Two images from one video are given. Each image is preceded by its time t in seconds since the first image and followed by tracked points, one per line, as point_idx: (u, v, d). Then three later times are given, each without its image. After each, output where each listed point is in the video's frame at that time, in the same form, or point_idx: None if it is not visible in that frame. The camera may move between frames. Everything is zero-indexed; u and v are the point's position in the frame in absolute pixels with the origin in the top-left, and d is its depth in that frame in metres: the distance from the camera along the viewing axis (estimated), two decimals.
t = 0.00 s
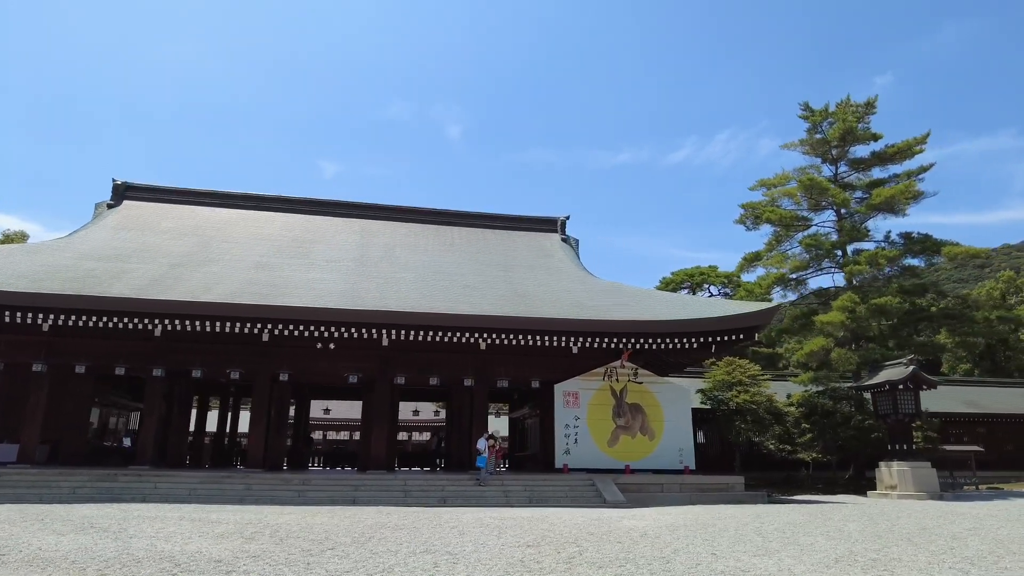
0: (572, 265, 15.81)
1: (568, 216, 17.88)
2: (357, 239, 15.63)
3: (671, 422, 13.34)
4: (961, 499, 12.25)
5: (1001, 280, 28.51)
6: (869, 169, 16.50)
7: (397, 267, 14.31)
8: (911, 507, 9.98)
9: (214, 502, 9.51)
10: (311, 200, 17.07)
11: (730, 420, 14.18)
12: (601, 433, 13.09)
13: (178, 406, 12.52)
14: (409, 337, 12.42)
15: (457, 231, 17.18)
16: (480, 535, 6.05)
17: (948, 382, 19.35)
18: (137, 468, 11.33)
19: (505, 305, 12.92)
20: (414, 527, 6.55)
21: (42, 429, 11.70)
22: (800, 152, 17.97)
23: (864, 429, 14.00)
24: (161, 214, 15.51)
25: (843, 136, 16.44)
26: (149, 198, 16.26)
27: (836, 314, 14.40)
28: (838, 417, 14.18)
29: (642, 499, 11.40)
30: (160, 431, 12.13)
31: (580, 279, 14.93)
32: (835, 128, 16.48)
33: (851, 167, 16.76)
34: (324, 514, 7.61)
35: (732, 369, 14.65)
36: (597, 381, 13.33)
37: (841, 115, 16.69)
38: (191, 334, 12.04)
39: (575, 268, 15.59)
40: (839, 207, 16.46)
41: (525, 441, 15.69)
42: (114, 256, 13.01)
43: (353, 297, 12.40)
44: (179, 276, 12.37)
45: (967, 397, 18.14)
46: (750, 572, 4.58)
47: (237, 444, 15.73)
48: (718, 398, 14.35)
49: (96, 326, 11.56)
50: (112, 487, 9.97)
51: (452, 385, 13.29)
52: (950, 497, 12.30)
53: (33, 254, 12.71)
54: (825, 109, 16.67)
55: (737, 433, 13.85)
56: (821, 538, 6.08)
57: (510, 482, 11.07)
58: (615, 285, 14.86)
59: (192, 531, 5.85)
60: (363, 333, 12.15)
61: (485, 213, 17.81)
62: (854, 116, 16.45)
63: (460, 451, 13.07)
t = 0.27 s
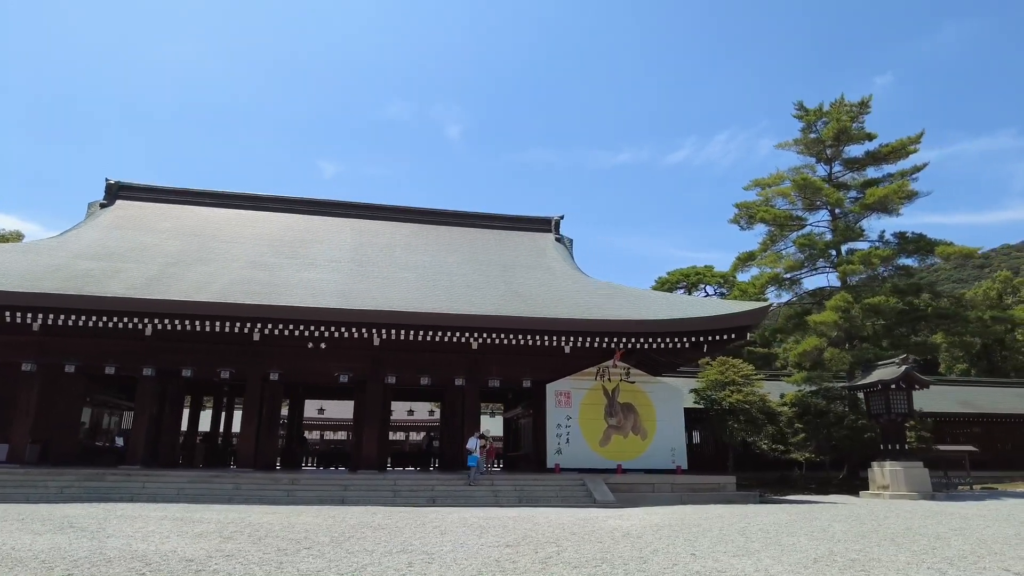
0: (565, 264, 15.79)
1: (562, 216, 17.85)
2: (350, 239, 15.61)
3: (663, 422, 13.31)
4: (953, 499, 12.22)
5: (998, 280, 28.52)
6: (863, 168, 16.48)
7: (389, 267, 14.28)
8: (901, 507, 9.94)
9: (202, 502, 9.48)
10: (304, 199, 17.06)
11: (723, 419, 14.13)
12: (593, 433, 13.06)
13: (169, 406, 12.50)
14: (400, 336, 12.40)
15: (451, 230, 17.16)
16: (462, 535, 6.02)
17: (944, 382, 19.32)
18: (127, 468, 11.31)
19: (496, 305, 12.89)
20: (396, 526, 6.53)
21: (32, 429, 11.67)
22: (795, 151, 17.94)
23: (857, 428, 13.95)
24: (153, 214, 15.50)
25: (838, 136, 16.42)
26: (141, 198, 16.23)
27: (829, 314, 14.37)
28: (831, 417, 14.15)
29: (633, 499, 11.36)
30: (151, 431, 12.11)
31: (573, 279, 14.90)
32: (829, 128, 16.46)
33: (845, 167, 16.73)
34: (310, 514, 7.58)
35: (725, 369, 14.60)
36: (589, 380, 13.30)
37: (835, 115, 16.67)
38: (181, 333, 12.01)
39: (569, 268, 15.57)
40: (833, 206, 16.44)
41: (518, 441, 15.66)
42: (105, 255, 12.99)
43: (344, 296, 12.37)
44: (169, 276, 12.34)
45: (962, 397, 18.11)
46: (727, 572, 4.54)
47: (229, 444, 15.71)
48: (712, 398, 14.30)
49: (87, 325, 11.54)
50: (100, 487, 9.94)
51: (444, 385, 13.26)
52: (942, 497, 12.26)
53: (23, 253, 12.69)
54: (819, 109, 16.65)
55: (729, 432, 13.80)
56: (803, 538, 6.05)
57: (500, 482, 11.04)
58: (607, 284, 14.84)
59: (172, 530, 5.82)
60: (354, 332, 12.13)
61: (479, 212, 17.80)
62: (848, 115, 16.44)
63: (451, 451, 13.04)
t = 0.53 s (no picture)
0: (558, 263, 15.74)
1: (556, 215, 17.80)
2: (341, 238, 15.57)
3: (655, 421, 13.26)
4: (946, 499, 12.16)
5: (995, 279, 28.46)
6: (858, 166, 16.41)
7: (380, 265, 14.24)
8: (891, 507, 9.88)
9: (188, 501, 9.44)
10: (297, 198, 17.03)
11: (716, 419, 14.05)
12: (584, 432, 13.01)
13: (159, 404, 12.45)
14: (389, 335, 12.35)
15: (444, 229, 17.12)
16: (441, 534, 5.97)
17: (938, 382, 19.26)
18: (115, 467, 11.27)
19: (487, 303, 12.83)
20: (376, 526, 6.48)
21: (20, 427, 11.62)
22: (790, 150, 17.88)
23: (850, 428, 13.90)
24: (145, 213, 15.46)
25: (832, 134, 16.37)
26: (133, 196, 16.20)
27: (822, 313, 14.31)
28: (824, 417, 14.10)
29: (622, 499, 11.30)
30: (140, 430, 12.06)
31: (565, 278, 14.85)
32: (824, 126, 16.41)
33: (840, 165, 16.67)
34: (292, 513, 7.52)
35: (718, 368, 14.52)
36: (580, 379, 13.24)
37: (830, 113, 16.61)
38: (170, 332, 11.97)
39: (562, 267, 15.51)
40: (827, 205, 16.38)
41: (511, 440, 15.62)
42: (95, 254, 12.94)
43: (333, 295, 12.32)
44: (158, 274, 12.30)
45: (957, 397, 18.05)
46: (702, 572, 4.47)
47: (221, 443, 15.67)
48: (704, 397, 14.23)
49: (75, 324, 11.50)
50: (85, 486, 9.89)
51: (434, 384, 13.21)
52: (935, 497, 12.21)
53: (12, 251, 12.65)
54: (813, 107, 16.59)
55: (722, 432, 13.72)
56: (785, 538, 5.99)
57: (489, 482, 10.98)
58: (599, 283, 14.78)
59: (147, 529, 5.77)
60: (344, 331, 12.08)
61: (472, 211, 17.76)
62: (843, 113, 16.38)
63: (442, 450, 12.99)
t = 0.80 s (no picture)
0: (549, 262, 15.70)
1: (549, 213, 17.77)
2: (332, 236, 15.53)
3: (645, 420, 13.23)
4: (936, 498, 12.14)
5: (990, 278, 28.45)
6: (851, 165, 16.38)
7: (371, 264, 14.20)
8: (878, 506, 9.85)
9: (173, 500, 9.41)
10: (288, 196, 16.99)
11: (707, 418, 14.02)
12: (575, 431, 12.98)
13: (148, 403, 12.43)
14: (379, 333, 12.32)
15: (435, 228, 17.09)
16: (419, 533, 5.95)
17: (931, 381, 19.25)
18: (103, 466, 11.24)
19: (477, 302, 12.79)
20: (356, 525, 6.46)
21: (8, 426, 11.58)
22: (783, 148, 17.85)
23: (841, 427, 13.86)
24: (135, 211, 15.41)
25: (824, 133, 16.35)
26: (124, 195, 16.16)
27: (814, 311, 14.29)
28: (816, 416, 14.08)
29: (611, 498, 11.27)
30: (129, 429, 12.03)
31: (557, 277, 14.81)
32: (816, 124, 16.38)
33: (832, 164, 16.64)
34: (274, 512, 7.48)
35: (709, 366, 14.46)
36: (571, 378, 13.20)
37: (823, 111, 16.59)
38: (159, 331, 11.95)
39: (553, 265, 15.48)
40: (820, 203, 16.34)
41: (502, 440, 15.59)
42: (83, 253, 12.91)
43: (322, 293, 12.29)
44: (146, 272, 12.26)
45: (950, 396, 18.03)
46: (674, 570, 4.43)
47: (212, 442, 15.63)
48: (696, 396, 14.19)
49: (63, 322, 11.46)
50: (70, 485, 9.86)
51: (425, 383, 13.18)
52: (926, 496, 12.18)
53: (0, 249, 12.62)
54: (806, 105, 16.56)
55: (713, 430, 13.68)
56: (765, 537, 5.95)
57: (477, 481, 10.94)
58: (591, 281, 14.75)
59: (123, 527, 5.74)
60: (333, 329, 12.05)
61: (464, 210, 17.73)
62: (835, 112, 16.36)
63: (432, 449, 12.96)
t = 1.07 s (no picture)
0: (542, 262, 15.67)
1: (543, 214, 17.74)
2: (325, 236, 15.51)
3: (638, 420, 13.19)
4: (929, 498, 12.11)
5: (987, 279, 28.41)
6: (845, 165, 16.34)
7: (362, 264, 14.18)
8: (869, 506, 9.81)
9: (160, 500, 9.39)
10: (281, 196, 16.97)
11: (700, 418, 13.96)
12: (567, 432, 12.95)
13: (138, 404, 12.40)
14: (370, 334, 12.28)
15: (429, 228, 17.06)
16: (399, 534, 5.91)
17: (927, 381, 19.20)
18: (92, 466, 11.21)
19: (468, 302, 12.77)
20: (338, 525, 6.44)
21: None
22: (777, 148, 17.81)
23: (835, 427, 13.79)
24: (128, 211, 15.39)
25: (819, 133, 16.31)
26: (117, 195, 16.14)
27: (807, 311, 14.26)
28: (809, 416, 14.04)
29: (602, 499, 11.23)
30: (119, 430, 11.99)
31: (549, 277, 14.77)
32: (810, 124, 16.34)
33: (827, 163, 16.60)
34: (258, 513, 7.45)
35: (703, 367, 14.37)
36: (563, 378, 13.17)
37: (817, 111, 16.56)
38: (150, 331, 11.92)
39: (546, 265, 15.45)
40: (814, 203, 16.30)
41: (495, 440, 15.56)
42: (74, 253, 12.88)
43: (313, 294, 12.27)
44: (137, 273, 12.24)
45: (945, 396, 17.99)
46: (649, 572, 4.39)
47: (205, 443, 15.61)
48: (689, 396, 14.13)
49: (52, 323, 11.44)
50: (57, 486, 9.82)
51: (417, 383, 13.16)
52: (918, 497, 12.15)
53: None
54: (800, 105, 16.52)
55: (706, 431, 13.62)
56: (747, 538, 5.91)
57: (467, 482, 10.90)
58: (583, 282, 14.72)
59: (100, 528, 5.70)
60: (324, 329, 12.03)
61: (458, 210, 17.71)
62: (830, 112, 16.33)
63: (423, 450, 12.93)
